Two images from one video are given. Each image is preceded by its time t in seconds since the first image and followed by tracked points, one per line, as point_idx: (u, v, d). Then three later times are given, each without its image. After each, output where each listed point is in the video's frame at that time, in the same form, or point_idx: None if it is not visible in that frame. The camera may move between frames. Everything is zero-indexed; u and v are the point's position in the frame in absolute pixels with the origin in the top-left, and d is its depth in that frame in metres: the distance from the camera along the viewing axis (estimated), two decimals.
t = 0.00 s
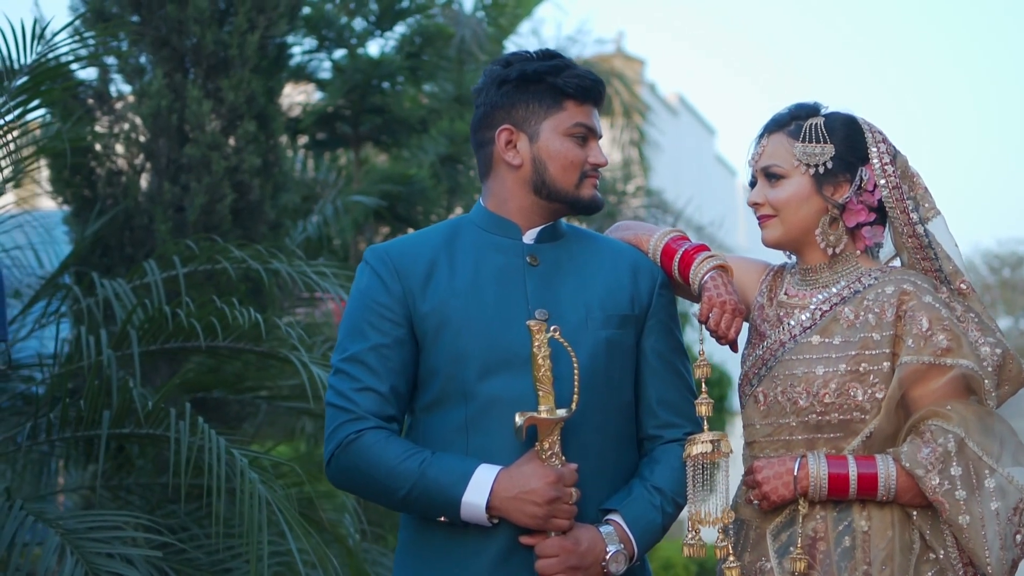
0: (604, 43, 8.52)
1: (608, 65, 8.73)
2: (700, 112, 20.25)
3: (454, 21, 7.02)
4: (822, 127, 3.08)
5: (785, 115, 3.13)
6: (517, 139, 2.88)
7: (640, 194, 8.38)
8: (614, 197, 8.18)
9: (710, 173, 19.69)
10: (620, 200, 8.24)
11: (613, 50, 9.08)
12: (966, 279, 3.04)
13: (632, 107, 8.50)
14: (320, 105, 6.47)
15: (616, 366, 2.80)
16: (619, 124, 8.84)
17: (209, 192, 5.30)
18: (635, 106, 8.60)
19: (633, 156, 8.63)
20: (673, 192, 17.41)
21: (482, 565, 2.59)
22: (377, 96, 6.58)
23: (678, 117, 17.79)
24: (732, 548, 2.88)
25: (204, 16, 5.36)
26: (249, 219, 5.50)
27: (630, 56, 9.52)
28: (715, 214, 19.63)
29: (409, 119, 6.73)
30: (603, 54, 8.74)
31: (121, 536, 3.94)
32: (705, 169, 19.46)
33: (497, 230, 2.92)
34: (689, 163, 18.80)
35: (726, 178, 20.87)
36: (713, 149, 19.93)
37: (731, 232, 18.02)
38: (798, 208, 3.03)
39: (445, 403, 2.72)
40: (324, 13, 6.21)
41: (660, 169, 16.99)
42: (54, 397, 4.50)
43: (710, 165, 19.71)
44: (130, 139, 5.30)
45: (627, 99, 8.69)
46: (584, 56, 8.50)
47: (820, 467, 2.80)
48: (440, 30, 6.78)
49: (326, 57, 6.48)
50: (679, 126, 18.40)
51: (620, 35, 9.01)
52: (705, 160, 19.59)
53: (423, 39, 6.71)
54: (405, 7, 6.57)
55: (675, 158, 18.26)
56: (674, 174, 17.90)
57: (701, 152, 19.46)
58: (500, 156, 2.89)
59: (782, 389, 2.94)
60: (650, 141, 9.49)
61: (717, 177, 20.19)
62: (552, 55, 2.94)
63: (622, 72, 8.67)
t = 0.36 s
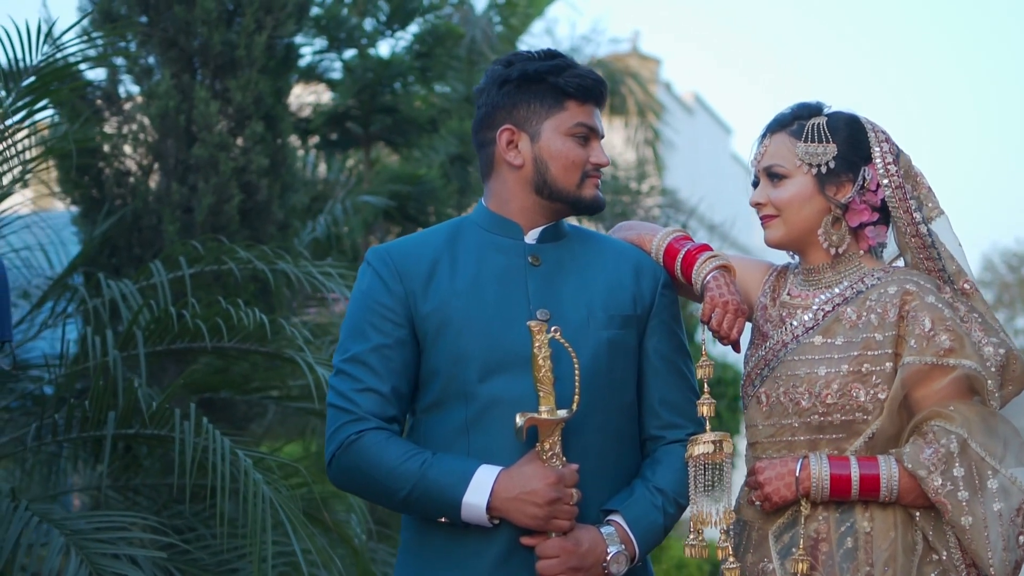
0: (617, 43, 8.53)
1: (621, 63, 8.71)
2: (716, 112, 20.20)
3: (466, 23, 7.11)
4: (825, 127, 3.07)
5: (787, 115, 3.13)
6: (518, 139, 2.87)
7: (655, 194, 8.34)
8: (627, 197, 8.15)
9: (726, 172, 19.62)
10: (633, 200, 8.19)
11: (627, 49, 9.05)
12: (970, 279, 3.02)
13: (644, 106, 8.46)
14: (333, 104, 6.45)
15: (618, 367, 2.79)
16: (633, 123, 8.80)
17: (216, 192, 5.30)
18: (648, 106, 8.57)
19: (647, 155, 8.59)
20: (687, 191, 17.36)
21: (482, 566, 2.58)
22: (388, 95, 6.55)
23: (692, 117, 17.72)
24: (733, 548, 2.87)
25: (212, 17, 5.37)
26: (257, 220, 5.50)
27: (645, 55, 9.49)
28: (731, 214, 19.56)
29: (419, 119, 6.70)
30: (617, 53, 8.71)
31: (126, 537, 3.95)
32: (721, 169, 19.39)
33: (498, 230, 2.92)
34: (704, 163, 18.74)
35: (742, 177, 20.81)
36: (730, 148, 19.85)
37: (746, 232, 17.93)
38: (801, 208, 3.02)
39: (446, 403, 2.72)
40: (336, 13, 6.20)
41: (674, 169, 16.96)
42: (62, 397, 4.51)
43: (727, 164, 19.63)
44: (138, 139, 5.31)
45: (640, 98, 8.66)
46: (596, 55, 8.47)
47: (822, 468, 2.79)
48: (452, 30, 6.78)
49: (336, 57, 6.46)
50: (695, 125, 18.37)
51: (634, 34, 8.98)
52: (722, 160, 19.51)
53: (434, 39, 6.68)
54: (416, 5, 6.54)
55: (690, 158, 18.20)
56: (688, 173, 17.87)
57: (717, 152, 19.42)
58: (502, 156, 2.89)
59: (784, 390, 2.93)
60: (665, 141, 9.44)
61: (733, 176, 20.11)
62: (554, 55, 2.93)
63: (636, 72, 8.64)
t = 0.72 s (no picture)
0: (629, 44, 8.51)
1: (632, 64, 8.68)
2: (730, 113, 20.12)
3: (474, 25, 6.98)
4: (825, 128, 3.06)
5: (787, 116, 3.12)
6: (518, 140, 2.87)
7: (668, 195, 8.28)
8: (640, 197, 8.08)
9: (739, 174, 19.55)
10: (646, 200, 8.07)
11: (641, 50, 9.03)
12: (972, 280, 3.01)
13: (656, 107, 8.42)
14: (342, 106, 6.51)
15: (618, 369, 2.78)
16: (646, 124, 8.76)
17: (223, 194, 5.30)
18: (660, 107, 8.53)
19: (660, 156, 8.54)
20: (699, 193, 17.29)
21: (481, 569, 2.58)
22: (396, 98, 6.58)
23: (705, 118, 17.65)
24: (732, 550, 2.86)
25: (218, 18, 5.37)
26: (264, 222, 5.49)
27: (658, 56, 9.46)
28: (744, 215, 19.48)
29: (428, 121, 6.69)
30: (630, 54, 8.68)
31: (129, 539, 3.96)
32: (734, 170, 19.31)
33: (499, 232, 2.91)
34: (717, 164, 18.67)
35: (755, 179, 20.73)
36: (743, 149, 19.76)
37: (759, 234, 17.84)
38: (801, 210, 3.02)
39: (446, 406, 2.72)
40: (344, 14, 6.27)
41: (687, 169, 16.88)
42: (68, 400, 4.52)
43: (740, 165, 19.56)
44: (145, 142, 5.31)
45: (651, 98, 8.63)
46: (608, 55, 8.45)
47: (822, 470, 2.79)
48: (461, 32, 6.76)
49: (345, 59, 6.49)
50: (710, 126, 18.30)
51: (648, 34, 8.95)
52: (735, 161, 19.43)
53: (442, 40, 6.71)
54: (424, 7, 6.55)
55: (703, 159, 18.13)
56: (703, 172, 17.79)
57: (730, 153, 19.35)
58: (502, 158, 2.89)
59: (785, 392, 2.93)
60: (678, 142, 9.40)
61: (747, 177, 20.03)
62: (554, 56, 2.93)
63: (649, 73, 8.61)
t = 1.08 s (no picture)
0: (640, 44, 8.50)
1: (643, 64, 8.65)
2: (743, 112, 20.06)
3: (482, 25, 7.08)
4: (823, 128, 3.05)
5: (785, 116, 3.11)
6: (514, 141, 2.87)
7: (679, 194, 8.23)
8: (651, 197, 7.96)
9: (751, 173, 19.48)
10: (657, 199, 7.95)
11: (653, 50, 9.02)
12: (971, 281, 3.00)
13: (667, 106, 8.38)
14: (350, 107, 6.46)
15: (615, 370, 2.78)
16: (657, 124, 8.74)
17: (227, 196, 5.30)
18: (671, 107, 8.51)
19: (671, 156, 8.50)
20: (710, 193, 17.23)
21: (478, 570, 2.58)
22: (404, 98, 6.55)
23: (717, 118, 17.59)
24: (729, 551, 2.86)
25: (223, 19, 5.37)
26: (268, 223, 5.49)
27: (670, 55, 9.43)
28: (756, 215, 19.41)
29: (435, 122, 6.65)
30: (641, 54, 8.66)
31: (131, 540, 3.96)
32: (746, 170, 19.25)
33: (496, 233, 2.91)
34: (729, 164, 18.61)
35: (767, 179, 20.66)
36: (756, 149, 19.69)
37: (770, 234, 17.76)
38: (799, 210, 3.01)
39: (443, 407, 2.72)
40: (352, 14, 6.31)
41: (700, 168, 16.83)
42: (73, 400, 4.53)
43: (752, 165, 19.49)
44: (149, 143, 5.32)
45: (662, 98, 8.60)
46: (619, 55, 8.44)
47: (819, 472, 2.78)
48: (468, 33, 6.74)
49: (353, 59, 6.49)
50: (722, 126, 18.23)
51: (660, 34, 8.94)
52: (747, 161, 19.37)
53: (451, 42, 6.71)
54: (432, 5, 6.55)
55: (715, 159, 18.06)
56: (715, 172, 17.73)
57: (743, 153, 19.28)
58: (498, 159, 2.89)
59: (783, 393, 2.92)
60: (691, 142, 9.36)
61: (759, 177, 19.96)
62: (550, 57, 2.92)
63: (660, 73, 8.59)
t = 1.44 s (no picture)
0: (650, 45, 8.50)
1: (654, 65, 8.63)
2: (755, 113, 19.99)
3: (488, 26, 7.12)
4: (820, 129, 3.05)
5: (783, 118, 3.11)
6: (510, 143, 2.86)
7: (689, 195, 8.18)
8: (661, 198, 7.89)
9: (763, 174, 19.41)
10: (667, 200, 7.87)
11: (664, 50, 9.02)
12: (969, 282, 2.99)
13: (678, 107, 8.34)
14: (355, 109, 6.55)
15: (611, 372, 2.77)
16: (667, 124, 8.71)
17: (230, 198, 5.30)
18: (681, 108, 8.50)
19: (681, 157, 8.46)
20: (721, 193, 17.17)
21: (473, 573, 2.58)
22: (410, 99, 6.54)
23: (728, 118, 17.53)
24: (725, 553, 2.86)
25: (226, 21, 5.36)
26: (272, 225, 5.49)
27: (682, 56, 9.41)
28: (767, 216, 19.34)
29: (441, 124, 6.61)
30: (652, 55, 8.65)
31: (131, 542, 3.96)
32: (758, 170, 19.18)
33: (492, 235, 2.90)
34: (741, 164, 18.55)
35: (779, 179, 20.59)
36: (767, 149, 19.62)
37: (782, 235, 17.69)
38: (796, 212, 3.00)
39: (439, 409, 2.71)
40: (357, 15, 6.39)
41: (710, 169, 16.79)
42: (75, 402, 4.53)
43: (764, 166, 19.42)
44: (153, 145, 5.32)
45: (672, 99, 8.57)
46: (629, 55, 8.44)
47: (816, 474, 2.77)
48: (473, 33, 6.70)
49: (359, 61, 6.53)
50: (734, 126, 18.18)
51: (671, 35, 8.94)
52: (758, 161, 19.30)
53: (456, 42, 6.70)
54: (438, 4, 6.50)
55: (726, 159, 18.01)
56: (727, 173, 17.67)
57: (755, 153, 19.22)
58: (494, 161, 2.88)
59: (779, 395, 2.92)
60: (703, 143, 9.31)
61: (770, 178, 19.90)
62: (546, 58, 2.92)
63: (670, 73, 8.59)
